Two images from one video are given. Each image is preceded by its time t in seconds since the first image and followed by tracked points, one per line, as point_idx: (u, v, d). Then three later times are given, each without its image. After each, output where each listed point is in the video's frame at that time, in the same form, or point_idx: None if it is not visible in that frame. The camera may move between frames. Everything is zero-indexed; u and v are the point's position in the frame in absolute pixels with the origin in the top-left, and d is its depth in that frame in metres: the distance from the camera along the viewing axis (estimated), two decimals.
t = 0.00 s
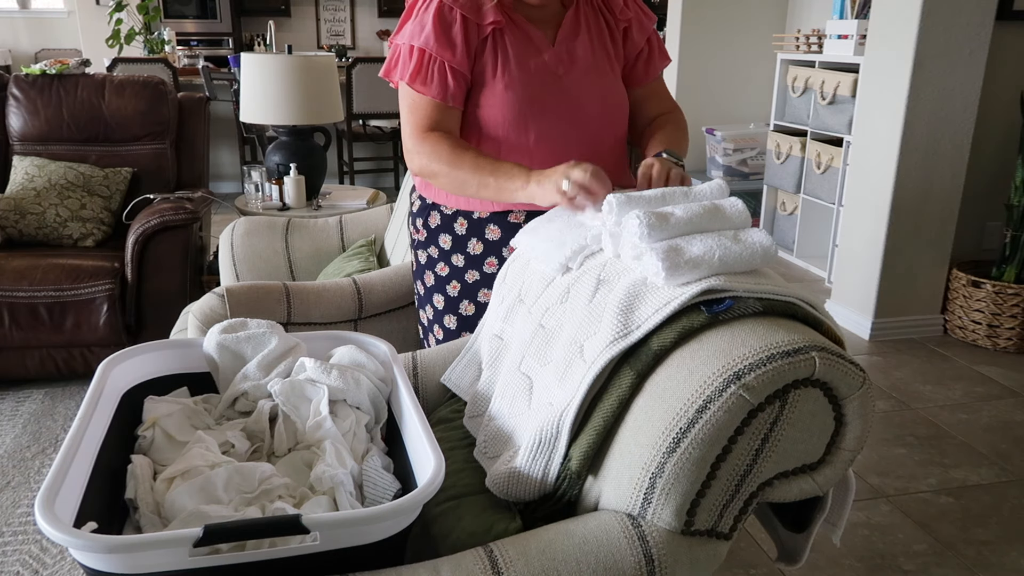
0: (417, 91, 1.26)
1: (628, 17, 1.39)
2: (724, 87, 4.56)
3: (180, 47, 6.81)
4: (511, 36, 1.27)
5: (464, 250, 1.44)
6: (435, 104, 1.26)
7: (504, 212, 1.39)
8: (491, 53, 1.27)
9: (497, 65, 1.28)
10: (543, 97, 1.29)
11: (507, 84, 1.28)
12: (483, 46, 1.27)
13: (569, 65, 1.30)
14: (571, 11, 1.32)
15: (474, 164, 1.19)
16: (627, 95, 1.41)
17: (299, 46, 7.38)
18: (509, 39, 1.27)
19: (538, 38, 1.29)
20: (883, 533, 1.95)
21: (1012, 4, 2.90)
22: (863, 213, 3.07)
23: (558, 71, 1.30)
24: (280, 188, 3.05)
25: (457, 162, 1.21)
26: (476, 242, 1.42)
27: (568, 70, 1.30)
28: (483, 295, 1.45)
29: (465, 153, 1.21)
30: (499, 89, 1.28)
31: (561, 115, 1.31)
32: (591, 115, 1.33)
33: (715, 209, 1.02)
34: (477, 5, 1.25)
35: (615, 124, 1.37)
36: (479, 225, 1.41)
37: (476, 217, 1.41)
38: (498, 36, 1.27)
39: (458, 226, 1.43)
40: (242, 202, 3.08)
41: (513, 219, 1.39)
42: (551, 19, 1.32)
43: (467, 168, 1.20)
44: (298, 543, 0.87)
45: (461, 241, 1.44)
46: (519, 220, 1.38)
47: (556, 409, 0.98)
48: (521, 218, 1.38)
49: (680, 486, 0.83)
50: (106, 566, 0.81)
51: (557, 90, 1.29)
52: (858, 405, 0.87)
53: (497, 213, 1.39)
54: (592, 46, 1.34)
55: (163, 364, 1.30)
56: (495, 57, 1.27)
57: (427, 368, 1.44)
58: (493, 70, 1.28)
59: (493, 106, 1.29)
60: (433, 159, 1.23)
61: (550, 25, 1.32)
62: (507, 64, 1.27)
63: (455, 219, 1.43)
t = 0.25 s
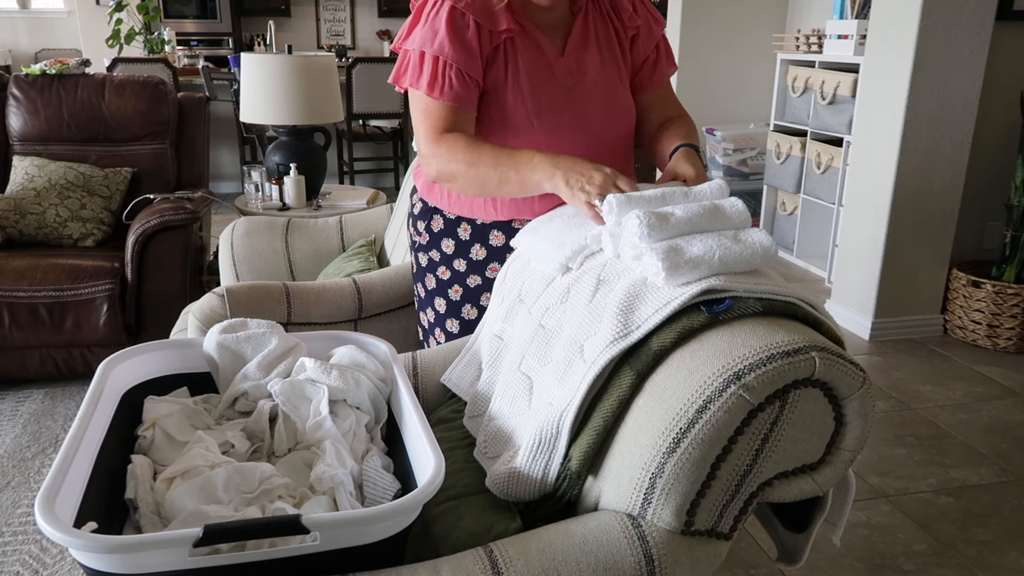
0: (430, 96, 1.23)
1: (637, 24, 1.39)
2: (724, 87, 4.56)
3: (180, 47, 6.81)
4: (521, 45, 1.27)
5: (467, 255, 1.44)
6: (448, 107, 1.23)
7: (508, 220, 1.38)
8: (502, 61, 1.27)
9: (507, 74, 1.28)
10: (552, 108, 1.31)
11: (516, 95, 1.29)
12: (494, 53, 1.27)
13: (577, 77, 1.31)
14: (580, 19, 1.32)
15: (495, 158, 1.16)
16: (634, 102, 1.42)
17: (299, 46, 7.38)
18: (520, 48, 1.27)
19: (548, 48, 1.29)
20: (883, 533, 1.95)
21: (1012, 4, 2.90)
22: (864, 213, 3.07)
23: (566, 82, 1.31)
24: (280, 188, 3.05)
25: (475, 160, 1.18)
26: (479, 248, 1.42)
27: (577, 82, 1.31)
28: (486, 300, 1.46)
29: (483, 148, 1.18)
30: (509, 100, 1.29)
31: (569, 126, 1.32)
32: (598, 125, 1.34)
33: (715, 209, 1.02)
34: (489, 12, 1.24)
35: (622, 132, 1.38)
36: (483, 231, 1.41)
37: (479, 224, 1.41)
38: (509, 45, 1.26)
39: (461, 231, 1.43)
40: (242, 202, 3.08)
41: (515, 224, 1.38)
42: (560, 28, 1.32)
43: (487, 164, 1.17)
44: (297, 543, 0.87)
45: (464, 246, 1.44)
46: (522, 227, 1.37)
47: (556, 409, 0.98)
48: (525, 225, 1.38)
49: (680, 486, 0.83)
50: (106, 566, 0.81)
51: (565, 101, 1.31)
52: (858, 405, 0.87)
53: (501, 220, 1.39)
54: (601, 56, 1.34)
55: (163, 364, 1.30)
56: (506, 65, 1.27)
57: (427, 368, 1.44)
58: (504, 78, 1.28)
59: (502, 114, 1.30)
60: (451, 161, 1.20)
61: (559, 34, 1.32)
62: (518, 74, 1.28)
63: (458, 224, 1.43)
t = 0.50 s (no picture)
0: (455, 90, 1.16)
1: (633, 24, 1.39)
2: (724, 87, 4.56)
3: (180, 47, 6.81)
4: (523, 52, 1.27)
5: (467, 258, 1.44)
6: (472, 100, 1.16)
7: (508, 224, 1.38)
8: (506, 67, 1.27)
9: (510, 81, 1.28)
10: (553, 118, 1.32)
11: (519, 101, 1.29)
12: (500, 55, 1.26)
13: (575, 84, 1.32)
14: (576, 24, 1.33)
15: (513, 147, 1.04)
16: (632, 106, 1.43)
17: (299, 46, 7.39)
18: (520, 55, 1.27)
19: (548, 56, 1.29)
20: (883, 533, 1.95)
21: (1011, 4, 2.90)
22: (863, 213, 3.07)
23: (567, 93, 1.32)
24: (280, 188, 3.05)
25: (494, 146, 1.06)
26: (479, 251, 1.43)
27: (576, 92, 1.33)
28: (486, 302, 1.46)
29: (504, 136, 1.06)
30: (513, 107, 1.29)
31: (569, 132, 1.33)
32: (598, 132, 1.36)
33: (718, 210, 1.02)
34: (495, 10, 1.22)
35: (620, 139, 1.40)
36: (483, 234, 1.41)
37: (479, 227, 1.41)
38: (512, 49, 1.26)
39: (461, 234, 1.43)
40: (242, 202, 3.08)
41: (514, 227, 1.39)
42: (559, 36, 1.32)
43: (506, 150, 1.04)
44: (297, 543, 0.87)
45: (464, 249, 1.44)
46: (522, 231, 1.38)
47: (556, 409, 0.98)
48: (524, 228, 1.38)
49: (680, 485, 0.83)
50: (106, 566, 0.81)
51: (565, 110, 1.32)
52: (858, 405, 0.87)
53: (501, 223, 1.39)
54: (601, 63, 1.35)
55: (163, 364, 1.30)
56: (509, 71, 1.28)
57: (427, 368, 1.44)
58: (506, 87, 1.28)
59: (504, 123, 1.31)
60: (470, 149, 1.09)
61: (556, 40, 1.32)
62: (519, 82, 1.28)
63: (458, 227, 1.43)
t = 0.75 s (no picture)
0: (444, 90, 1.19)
1: (631, 22, 1.39)
2: (724, 87, 4.56)
3: (180, 47, 6.81)
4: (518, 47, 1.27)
5: (466, 255, 1.44)
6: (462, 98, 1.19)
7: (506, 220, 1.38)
8: (500, 64, 1.27)
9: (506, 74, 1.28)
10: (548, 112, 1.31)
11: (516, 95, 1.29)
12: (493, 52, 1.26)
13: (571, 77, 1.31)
14: (573, 21, 1.32)
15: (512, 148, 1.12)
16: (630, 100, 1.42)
17: (299, 46, 7.39)
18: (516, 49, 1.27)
19: (542, 51, 1.29)
20: (883, 533, 1.95)
21: (1012, 4, 2.90)
22: (863, 213, 3.07)
23: (561, 86, 1.31)
24: (280, 188, 3.06)
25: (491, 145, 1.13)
26: (477, 248, 1.43)
27: (571, 85, 1.32)
28: (484, 299, 1.46)
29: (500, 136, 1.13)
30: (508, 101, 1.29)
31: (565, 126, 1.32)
32: (595, 125, 1.34)
33: (716, 211, 1.02)
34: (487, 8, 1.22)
35: (619, 132, 1.39)
36: (482, 232, 1.41)
37: (477, 224, 1.41)
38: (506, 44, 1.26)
39: (460, 231, 1.43)
40: (242, 202, 3.09)
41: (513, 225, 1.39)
42: (553, 30, 1.32)
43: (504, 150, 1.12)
44: (298, 543, 0.87)
45: (463, 247, 1.44)
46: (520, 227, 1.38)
47: (556, 410, 0.98)
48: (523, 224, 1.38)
49: (680, 485, 0.83)
50: (106, 566, 0.81)
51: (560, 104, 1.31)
52: (858, 405, 0.87)
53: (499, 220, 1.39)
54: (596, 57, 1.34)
55: (162, 364, 1.30)
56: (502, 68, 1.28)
57: (427, 368, 1.44)
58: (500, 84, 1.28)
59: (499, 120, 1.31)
60: (468, 145, 1.15)
61: (552, 37, 1.31)
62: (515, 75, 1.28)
63: (456, 224, 1.43)
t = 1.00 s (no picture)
0: (409, 87, 1.30)
1: (632, 15, 1.39)
2: (724, 87, 4.56)
3: (180, 47, 6.81)
4: (509, 33, 1.27)
5: (470, 245, 1.43)
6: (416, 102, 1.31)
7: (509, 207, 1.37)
8: (489, 49, 1.27)
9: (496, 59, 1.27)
10: (543, 92, 1.28)
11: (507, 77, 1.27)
12: (477, 45, 1.27)
13: (569, 61, 1.29)
14: (572, 10, 1.32)
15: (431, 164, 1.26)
16: (628, 95, 1.41)
17: (299, 46, 7.39)
18: (507, 34, 1.27)
19: (537, 35, 1.28)
20: (883, 533, 1.95)
21: (1012, 4, 2.90)
22: (863, 213, 3.07)
23: (558, 67, 1.28)
24: (280, 188, 3.06)
25: (416, 154, 1.28)
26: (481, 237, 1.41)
27: (568, 66, 1.29)
28: (489, 290, 1.45)
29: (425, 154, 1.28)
30: (498, 82, 1.27)
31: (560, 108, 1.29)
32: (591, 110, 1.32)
33: (716, 211, 1.02)
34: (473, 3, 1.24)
35: (614, 122, 1.36)
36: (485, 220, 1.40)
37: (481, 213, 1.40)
38: (495, 32, 1.26)
39: (464, 222, 1.42)
40: (243, 202, 3.08)
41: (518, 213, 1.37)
42: (552, 18, 1.31)
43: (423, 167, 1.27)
44: (298, 543, 0.87)
45: (467, 236, 1.43)
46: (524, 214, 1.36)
47: (556, 409, 0.98)
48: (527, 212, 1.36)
49: (680, 486, 0.83)
50: (106, 566, 0.81)
51: (556, 84, 1.28)
52: (858, 405, 0.87)
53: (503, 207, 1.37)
54: (594, 43, 1.32)
55: (163, 364, 1.30)
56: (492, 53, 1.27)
57: (428, 367, 1.44)
58: (492, 66, 1.27)
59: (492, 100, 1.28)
60: (397, 152, 1.30)
61: (550, 24, 1.31)
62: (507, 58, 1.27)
63: (460, 215, 1.42)
